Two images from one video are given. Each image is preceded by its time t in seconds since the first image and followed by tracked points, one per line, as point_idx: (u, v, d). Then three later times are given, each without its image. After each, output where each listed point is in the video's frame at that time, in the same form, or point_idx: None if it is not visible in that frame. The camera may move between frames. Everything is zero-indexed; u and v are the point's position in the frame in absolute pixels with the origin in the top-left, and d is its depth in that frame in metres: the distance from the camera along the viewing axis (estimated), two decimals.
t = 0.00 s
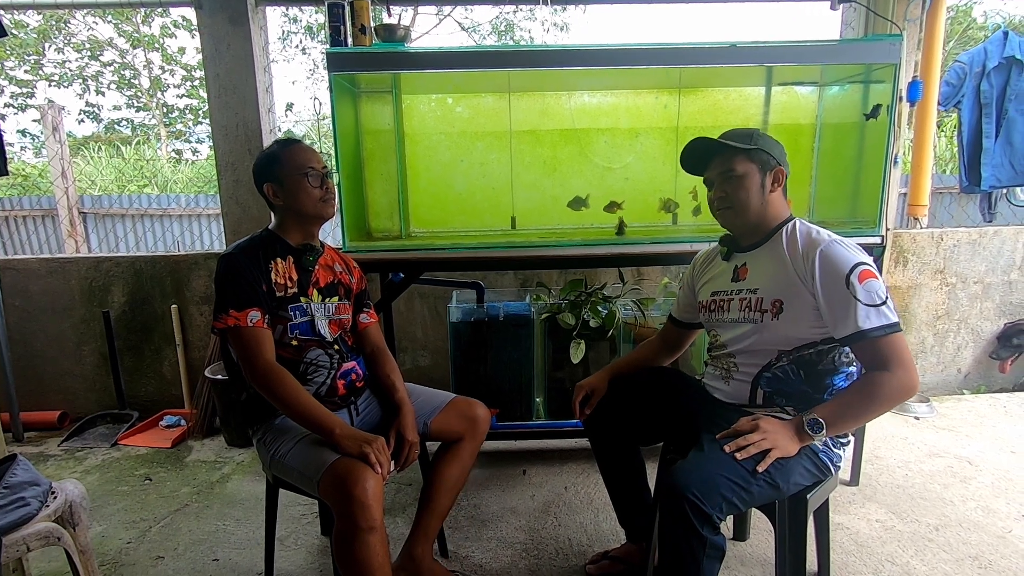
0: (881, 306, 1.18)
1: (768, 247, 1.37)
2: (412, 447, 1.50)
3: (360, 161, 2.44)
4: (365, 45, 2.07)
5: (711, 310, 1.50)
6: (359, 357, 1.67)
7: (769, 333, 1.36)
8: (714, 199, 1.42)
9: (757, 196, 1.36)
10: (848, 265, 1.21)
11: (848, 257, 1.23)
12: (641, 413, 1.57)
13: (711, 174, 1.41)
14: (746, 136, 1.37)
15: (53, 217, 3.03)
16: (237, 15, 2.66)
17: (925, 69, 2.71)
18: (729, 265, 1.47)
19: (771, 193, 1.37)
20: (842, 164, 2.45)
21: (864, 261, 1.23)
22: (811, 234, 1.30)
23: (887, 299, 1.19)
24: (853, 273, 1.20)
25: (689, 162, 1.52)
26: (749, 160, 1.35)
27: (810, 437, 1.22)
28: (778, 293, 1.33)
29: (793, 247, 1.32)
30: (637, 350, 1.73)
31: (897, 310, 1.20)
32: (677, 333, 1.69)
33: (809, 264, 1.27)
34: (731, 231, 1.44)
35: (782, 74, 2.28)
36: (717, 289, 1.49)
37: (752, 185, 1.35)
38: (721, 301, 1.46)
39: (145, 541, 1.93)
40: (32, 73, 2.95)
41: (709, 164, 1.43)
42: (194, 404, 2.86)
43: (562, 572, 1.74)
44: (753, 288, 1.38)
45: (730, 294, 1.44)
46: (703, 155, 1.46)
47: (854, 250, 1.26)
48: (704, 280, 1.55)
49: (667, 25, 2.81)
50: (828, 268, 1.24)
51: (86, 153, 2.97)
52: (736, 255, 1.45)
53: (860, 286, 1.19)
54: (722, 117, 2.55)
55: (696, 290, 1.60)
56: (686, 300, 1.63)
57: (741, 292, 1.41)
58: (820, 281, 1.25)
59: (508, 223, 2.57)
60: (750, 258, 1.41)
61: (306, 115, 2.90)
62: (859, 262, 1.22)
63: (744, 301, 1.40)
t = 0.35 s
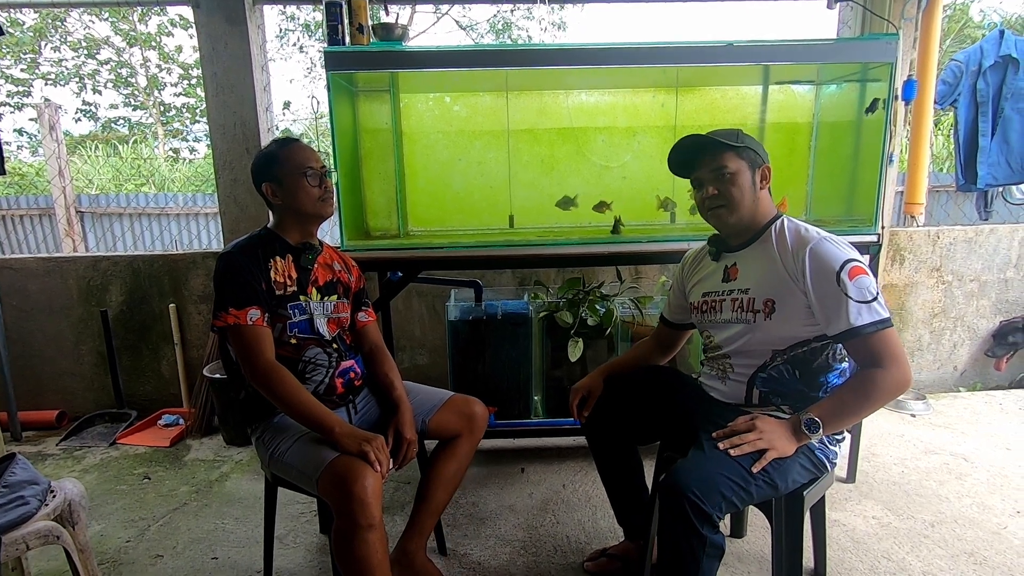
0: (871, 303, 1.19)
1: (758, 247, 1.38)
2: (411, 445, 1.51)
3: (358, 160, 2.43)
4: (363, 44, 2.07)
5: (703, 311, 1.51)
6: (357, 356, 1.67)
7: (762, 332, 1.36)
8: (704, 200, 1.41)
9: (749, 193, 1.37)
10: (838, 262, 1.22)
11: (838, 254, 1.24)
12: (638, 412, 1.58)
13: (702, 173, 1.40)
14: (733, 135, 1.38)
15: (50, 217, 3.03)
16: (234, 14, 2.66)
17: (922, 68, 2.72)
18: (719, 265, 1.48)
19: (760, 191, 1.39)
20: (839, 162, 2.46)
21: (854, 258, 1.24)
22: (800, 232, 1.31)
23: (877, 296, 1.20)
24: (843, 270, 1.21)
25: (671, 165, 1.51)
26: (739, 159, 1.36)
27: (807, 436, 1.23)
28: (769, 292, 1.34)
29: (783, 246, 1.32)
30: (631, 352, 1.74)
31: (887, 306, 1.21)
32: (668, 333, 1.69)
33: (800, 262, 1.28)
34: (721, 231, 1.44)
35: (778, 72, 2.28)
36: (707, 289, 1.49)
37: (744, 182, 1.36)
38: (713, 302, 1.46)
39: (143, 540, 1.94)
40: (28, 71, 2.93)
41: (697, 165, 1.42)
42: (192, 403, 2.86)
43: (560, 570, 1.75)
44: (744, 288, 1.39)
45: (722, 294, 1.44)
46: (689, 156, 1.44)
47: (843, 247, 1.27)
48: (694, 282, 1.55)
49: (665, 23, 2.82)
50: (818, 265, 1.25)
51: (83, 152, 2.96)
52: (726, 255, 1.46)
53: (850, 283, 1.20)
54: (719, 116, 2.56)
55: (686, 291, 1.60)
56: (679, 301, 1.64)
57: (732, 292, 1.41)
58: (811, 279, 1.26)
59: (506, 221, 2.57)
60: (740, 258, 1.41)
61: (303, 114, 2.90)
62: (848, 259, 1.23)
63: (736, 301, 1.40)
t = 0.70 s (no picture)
0: (865, 299, 1.19)
1: (752, 244, 1.39)
2: (410, 443, 1.51)
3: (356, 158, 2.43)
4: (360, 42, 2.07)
5: (698, 309, 1.51)
6: (356, 353, 1.68)
7: (757, 330, 1.37)
8: (696, 199, 1.42)
9: (741, 192, 1.38)
10: (832, 259, 1.23)
11: (832, 251, 1.25)
12: (635, 409, 1.59)
13: (693, 172, 1.41)
14: (727, 133, 1.38)
15: (47, 215, 3.03)
16: (232, 11, 2.65)
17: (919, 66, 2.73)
18: (713, 262, 1.48)
19: (753, 189, 1.39)
20: (835, 160, 2.47)
21: (849, 254, 1.25)
22: (794, 229, 1.32)
23: (871, 292, 1.20)
24: (837, 266, 1.22)
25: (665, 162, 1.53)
26: (731, 158, 1.36)
27: (805, 434, 1.24)
28: (764, 290, 1.34)
29: (777, 244, 1.33)
30: (627, 349, 1.75)
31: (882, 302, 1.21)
32: (665, 330, 1.70)
33: (794, 259, 1.28)
34: (714, 229, 1.45)
35: (775, 70, 2.29)
36: (702, 287, 1.50)
37: (735, 182, 1.37)
38: (707, 299, 1.47)
39: (143, 537, 1.94)
40: (24, 69, 2.95)
41: (690, 163, 1.43)
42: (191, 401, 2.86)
43: (559, 566, 1.76)
44: (739, 286, 1.39)
45: (717, 292, 1.44)
46: (682, 155, 1.45)
47: (837, 244, 1.27)
48: (689, 280, 1.56)
49: (663, 21, 2.82)
50: (812, 262, 1.25)
51: (80, 150, 2.94)
52: (720, 253, 1.47)
53: (844, 279, 1.20)
54: (717, 113, 2.56)
55: (681, 288, 1.61)
56: (675, 297, 1.64)
57: (727, 290, 1.42)
58: (805, 276, 1.26)
59: (504, 219, 2.58)
60: (735, 255, 1.42)
61: (300, 111, 2.88)
62: (842, 255, 1.23)
63: (731, 298, 1.41)
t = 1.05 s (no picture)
0: (863, 297, 1.20)
1: (750, 241, 1.39)
2: (409, 440, 1.51)
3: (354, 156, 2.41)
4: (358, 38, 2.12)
5: (696, 306, 1.51)
6: (355, 351, 1.68)
7: (755, 327, 1.38)
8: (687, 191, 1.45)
9: (727, 195, 1.38)
10: (830, 258, 1.23)
11: (830, 250, 1.25)
12: (633, 406, 1.59)
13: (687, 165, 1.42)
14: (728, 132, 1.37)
15: (45, 212, 3.02)
16: (229, 8, 2.65)
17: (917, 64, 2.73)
18: (711, 259, 1.49)
19: (744, 192, 1.38)
20: (833, 158, 2.47)
21: (846, 253, 1.25)
22: (792, 228, 1.32)
23: (869, 291, 1.21)
24: (835, 265, 1.22)
25: (668, 150, 1.53)
26: (723, 159, 1.36)
27: (802, 430, 1.24)
28: (762, 287, 1.35)
29: (775, 243, 1.33)
30: (625, 345, 1.75)
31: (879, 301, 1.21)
32: (663, 328, 1.70)
33: (792, 257, 1.29)
34: (712, 225, 1.46)
35: (774, 68, 2.29)
36: (700, 284, 1.50)
37: (721, 184, 1.37)
38: (705, 297, 1.47)
39: (142, 535, 1.94)
40: (21, 66, 2.91)
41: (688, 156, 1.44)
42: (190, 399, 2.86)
43: (558, 563, 1.76)
44: (737, 283, 1.40)
45: (715, 289, 1.45)
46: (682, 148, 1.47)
47: (835, 242, 1.28)
48: (686, 277, 1.56)
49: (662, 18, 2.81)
50: (811, 261, 1.26)
51: (77, 147, 2.94)
52: (717, 250, 1.47)
53: (842, 278, 1.21)
54: (715, 111, 2.56)
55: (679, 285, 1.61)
56: (672, 294, 1.65)
57: (725, 287, 1.42)
58: (804, 275, 1.26)
59: (502, 217, 2.58)
60: (733, 253, 1.43)
61: (299, 108, 2.88)
62: (840, 254, 1.24)
63: (729, 296, 1.41)
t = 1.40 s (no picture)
0: (866, 299, 1.20)
1: (755, 236, 1.39)
2: (407, 438, 1.51)
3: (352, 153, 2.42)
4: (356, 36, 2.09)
5: (696, 301, 1.51)
6: (352, 349, 1.68)
7: (756, 323, 1.38)
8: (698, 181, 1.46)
9: (736, 189, 1.38)
10: (836, 258, 1.23)
11: (836, 251, 1.25)
12: (631, 403, 1.59)
13: (702, 154, 1.43)
14: (746, 126, 1.36)
15: (41, 210, 2.96)
16: (226, 4, 2.63)
17: (914, 61, 2.73)
18: (715, 253, 1.49)
19: (753, 188, 1.38)
20: (831, 155, 2.48)
21: (852, 254, 1.25)
22: (799, 226, 1.32)
23: (873, 293, 1.21)
24: (841, 266, 1.22)
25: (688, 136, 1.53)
26: (737, 152, 1.36)
27: (800, 422, 1.24)
28: (765, 285, 1.35)
29: (781, 240, 1.33)
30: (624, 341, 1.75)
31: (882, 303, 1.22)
32: (663, 322, 1.70)
33: (798, 255, 1.28)
34: (717, 218, 1.46)
35: (771, 65, 2.29)
36: (701, 279, 1.50)
37: (731, 179, 1.38)
38: (707, 291, 1.47)
39: (139, 533, 1.94)
40: (16, 62, 2.96)
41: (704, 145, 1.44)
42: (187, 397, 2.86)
43: (555, 560, 1.77)
44: (740, 278, 1.40)
45: (717, 284, 1.45)
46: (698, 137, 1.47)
47: (841, 242, 1.27)
48: (688, 271, 1.57)
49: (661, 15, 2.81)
50: (816, 261, 1.25)
51: (73, 145, 2.90)
52: (722, 244, 1.47)
53: (847, 279, 1.21)
54: (713, 108, 2.56)
55: (681, 279, 1.61)
56: (673, 288, 1.64)
57: (728, 282, 1.42)
58: (809, 274, 1.26)
59: (500, 214, 2.58)
60: (736, 248, 1.43)
61: (296, 106, 2.93)
62: (846, 255, 1.24)
63: (732, 291, 1.41)
